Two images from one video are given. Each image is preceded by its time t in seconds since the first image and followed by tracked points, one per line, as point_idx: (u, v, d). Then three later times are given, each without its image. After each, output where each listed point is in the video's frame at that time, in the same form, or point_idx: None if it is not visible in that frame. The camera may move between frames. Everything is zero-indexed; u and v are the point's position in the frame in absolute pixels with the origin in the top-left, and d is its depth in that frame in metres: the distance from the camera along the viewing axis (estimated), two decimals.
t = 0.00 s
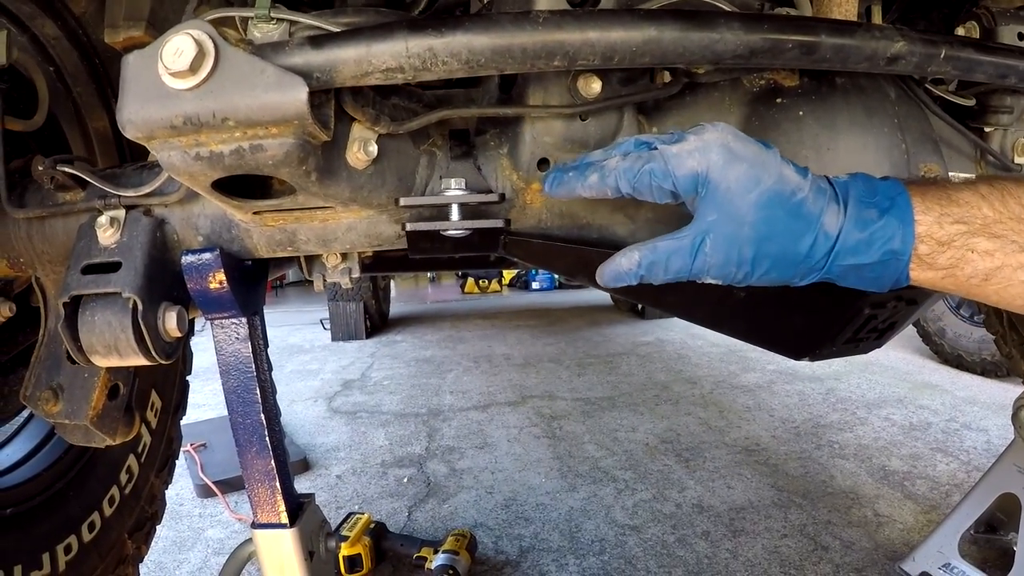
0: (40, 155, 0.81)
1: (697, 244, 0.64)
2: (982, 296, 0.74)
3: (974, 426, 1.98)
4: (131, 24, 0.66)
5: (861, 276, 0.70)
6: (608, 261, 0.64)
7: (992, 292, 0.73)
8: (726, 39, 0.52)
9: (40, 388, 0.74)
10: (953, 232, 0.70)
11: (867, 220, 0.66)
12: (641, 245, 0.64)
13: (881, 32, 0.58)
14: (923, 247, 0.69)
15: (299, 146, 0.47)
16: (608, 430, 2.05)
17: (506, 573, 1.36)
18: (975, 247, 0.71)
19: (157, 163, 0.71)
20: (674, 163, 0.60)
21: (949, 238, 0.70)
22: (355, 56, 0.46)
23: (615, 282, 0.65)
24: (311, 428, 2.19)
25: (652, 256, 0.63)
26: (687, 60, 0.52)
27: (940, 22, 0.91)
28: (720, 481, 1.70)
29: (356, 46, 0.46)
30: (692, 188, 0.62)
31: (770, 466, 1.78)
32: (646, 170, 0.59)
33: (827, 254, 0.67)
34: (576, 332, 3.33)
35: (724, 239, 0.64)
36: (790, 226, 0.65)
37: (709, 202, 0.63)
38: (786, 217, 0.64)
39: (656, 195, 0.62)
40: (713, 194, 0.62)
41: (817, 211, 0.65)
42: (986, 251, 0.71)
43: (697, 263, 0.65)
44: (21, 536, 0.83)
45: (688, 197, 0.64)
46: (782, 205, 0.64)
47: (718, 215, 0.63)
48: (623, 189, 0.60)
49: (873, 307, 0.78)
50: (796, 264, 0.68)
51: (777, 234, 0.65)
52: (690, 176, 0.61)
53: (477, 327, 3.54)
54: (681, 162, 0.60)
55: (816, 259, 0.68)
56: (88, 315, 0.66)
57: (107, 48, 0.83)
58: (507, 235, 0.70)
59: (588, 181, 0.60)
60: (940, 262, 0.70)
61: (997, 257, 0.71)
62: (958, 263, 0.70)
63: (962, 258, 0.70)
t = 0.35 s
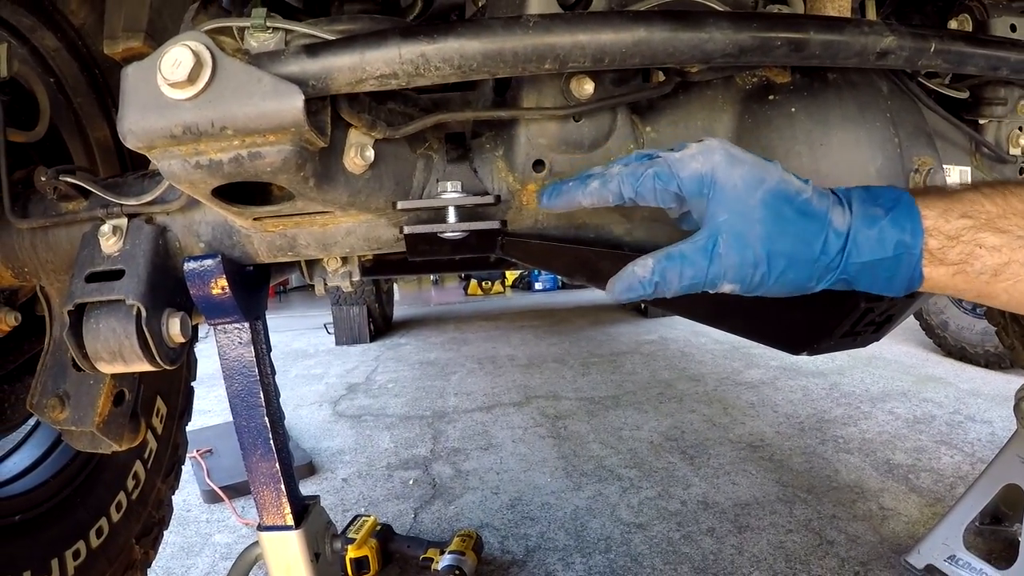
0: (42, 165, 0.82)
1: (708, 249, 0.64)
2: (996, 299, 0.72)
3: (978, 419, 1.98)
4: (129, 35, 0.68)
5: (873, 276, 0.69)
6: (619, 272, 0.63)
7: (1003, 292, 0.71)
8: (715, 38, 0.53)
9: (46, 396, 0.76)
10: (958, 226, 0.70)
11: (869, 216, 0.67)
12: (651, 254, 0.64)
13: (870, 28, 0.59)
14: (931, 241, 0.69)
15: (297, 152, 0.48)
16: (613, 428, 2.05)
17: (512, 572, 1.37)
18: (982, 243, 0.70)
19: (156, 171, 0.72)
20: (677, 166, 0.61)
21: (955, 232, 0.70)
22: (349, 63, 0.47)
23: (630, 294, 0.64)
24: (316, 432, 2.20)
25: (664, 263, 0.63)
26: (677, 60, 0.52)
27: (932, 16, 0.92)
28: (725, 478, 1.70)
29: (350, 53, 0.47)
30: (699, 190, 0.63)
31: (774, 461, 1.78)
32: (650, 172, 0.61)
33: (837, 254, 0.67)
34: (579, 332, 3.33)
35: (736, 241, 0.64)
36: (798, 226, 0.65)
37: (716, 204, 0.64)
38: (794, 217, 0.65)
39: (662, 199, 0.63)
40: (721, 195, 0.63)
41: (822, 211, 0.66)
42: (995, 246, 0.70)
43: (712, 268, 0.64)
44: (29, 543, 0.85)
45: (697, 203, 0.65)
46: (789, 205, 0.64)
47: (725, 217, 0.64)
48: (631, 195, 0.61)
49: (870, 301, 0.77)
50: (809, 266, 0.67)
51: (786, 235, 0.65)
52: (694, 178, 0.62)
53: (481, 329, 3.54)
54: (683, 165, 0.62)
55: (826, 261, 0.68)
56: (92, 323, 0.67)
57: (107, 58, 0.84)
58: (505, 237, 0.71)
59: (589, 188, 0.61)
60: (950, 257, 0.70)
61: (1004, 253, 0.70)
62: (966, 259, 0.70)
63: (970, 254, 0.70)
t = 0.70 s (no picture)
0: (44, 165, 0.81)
1: (754, 224, 0.60)
2: (997, 245, 0.71)
3: (979, 418, 1.98)
4: (131, 36, 0.68)
5: (915, 217, 0.67)
6: (695, 275, 0.56)
7: (1004, 240, 0.71)
8: (714, 39, 0.53)
9: (49, 395, 0.76)
10: (963, 169, 0.70)
11: (880, 156, 0.65)
12: (710, 249, 0.58)
13: (869, 28, 0.59)
14: (941, 180, 0.68)
15: (299, 153, 0.49)
16: (613, 428, 2.06)
17: (512, 572, 1.37)
18: (988, 187, 0.69)
19: (159, 171, 0.72)
20: (679, 152, 0.61)
21: (961, 175, 0.69)
22: (351, 64, 0.47)
23: (716, 291, 0.56)
24: (317, 432, 2.20)
25: (728, 250, 0.58)
26: (677, 60, 0.53)
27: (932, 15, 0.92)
28: (726, 477, 1.70)
29: (351, 54, 0.47)
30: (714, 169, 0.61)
31: (775, 461, 1.78)
32: (652, 164, 0.60)
33: (870, 199, 0.65)
34: (580, 332, 3.34)
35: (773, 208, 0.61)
36: (819, 181, 0.64)
37: (734, 180, 0.61)
38: (810, 173, 0.63)
39: (675, 193, 0.61)
40: (736, 172, 0.61)
41: (830, 162, 0.65)
42: (1000, 191, 0.69)
43: (771, 240, 0.59)
44: (30, 543, 0.85)
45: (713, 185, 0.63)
46: (799, 167, 0.63)
47: (750, 193, 0.61)
48: (631, 184, 0.61)
49: (869, 299, 0.77)
50: (847, 222, 0.65)
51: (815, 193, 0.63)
52: (702, 160, 0.61)
53: (481, 329, 3.55)
54: (678, 154, 0.61)
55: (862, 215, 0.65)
56: (94, 323, 0.68)
57: (108, 59, 0.85)
58: (506, 236, 0.72)
59: (586, 173, 0.61)
60: (956, 200, 0.69)
61: (1009, 198, 0.70)
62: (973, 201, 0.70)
63: (975, 198, 0.70)
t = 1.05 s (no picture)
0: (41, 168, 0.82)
1: (744, 246, 0.61)
2: (994, 255, 0.71)
3: (977, 414, 1.99)
4: (128, 38, 0.68)
5: (911, 225, 0.67)
6: (689, 299, 0.56)
7: (1001, 248, 0.71)
8: (708, 37, 0.53)
9: (47, 398, 0.76)
10: (958, 178, 0.70)
11: (872, 167, 0.65)
12: (703, 272, 0.59)
13: (863, 25, 0.59)
14: (935, 191, 0.68)
15: (296, 153, 0.49)
16: (612, 427, 2.06)
17: (512, 571, 1.37)
18: (983, 197, 0.69)
19: (156, 173, 0.73)
20: (666, 175, 0.62)
21: (956, 184, 0.69)
22: (346, 64, 0.47)
23: (712, 314, 0.56)
24: (316, 433, 2.20)
25: (721, 273, 0.58)
26: (671, 58, 0.53)
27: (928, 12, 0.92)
28: (725, 475, 1.71)
29: (347, 55, 0.48)
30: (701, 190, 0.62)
31: (774, 459, 1.78)
32: (636, 188, 0.61)
33: (865, 212, 0.65)
34: (578, 331, 3.34)
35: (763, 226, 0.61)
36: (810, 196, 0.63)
37: (722, 201, 0.62)
38: (801, 189, 0.63)
39: (661, 217, 0.63)
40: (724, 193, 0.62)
41: (822, 176, 0.65)
42: (995, 201, 0.69)
43: (764, 261, 0.60)
44: (30, 545, 0.85)
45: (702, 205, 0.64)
46: (790, 185, 0.63)
47: (740, 213, 0.62)
48: (614, 209, 0.62)
49: (865, 296, 0.78)
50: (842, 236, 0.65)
51: (808, 211, 0.63)
52: (689, 182, 0.62)
53: (480, 329, 3.54)
54: (664, 177, 0.62)
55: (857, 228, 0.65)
56: (92, 325, 0.68)
57: (105, 61, 0.85)
58: (502, 235, 0.72)
59: (567, 197, 0.62)
60: (952, 210, 0.69)
61: (1004, 208, 0.70)
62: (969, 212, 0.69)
63: (972, 208, 0.70)
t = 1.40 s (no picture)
0: (38, 173, 0.82)
1: (729, 232, 0.60)
2: (988, 251, 0.70)
3: (976, 412, 1.99)
4: (125, 43, 0.68)
5: (902, 221, 0.66)
6: (668, 281, 0.55)
7: (996, 243, 0.70)
8: (702, 39, 0.54)
9: (46, 402, 0.76)
10: (948, 171, 0.69)
11: (860, 161, 0.65)
12: (685, 255, 0.58)
13: (857, 25, 0.60)
14: (925, 182, 0.68)
15: (291, 158, 0.49)
16: (611, 428, 2.06)
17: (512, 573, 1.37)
18: (973, 189, 0.69)
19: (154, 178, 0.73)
20: (654, 165, 0.62)
21: (946, 176, 0.69)
22: (342, 69, 0.48)
23: (691, 298, 0.55)
24: (315, 435, 2.20)
25: (703, 257, 0.57)
26: (666, 61, 0.53)
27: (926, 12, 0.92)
28: (724, 475, 1.71)
29: (343, 60, 0.48)
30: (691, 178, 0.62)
31: (773, 458, 1.78)
32: (626, 177, 0.61)
33: (853, 204, 0.65)
34: (577, 332, 3.34)
35: (750, 215, 0.61)
36: (799, 188, 0.64)
37: (710, 190, 0.62)
38: (789, 180, 0.63)
39: (652, 206, 0.62)
40: (712, 181, 0.62)
41: (810, 170, 0.65)
42: (986, 193, 0.69)
43: (748, 248, 0.59)
44: (30, 549, 0.85)
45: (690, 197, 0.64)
46: (777, 176, 0.64)
47: (726, 202, 0.62)
48: (605, 198, 0.61)
49: (862, 296, 0.78)
50: (829, 228, 0.64)
51: (794, 200, 0.63)
52: (677, 172, 0.62)
53: (478, 331, 3.55)
54: (654, 167, 0.62)
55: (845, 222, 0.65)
56: (91, 329, 0.68)
57: (102, 65, 0.85)
58: (499, 239, 0.72)
59: (559, 186, 0.61)
60: (942, 202, 0.69)
61: (996, 201, 0.69)
62: (960, 205, 0.69)
63: (963, 200, 0.69)
